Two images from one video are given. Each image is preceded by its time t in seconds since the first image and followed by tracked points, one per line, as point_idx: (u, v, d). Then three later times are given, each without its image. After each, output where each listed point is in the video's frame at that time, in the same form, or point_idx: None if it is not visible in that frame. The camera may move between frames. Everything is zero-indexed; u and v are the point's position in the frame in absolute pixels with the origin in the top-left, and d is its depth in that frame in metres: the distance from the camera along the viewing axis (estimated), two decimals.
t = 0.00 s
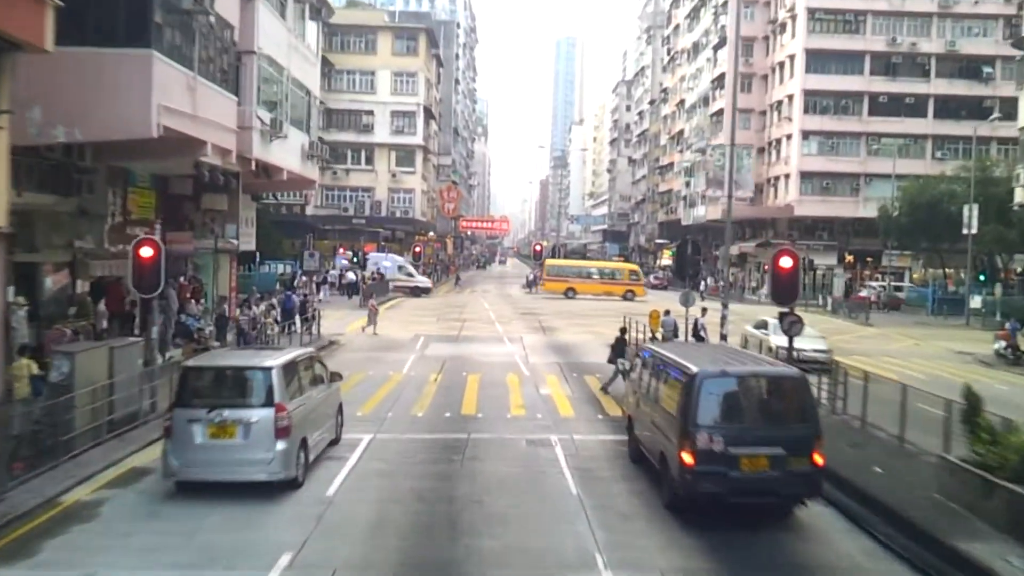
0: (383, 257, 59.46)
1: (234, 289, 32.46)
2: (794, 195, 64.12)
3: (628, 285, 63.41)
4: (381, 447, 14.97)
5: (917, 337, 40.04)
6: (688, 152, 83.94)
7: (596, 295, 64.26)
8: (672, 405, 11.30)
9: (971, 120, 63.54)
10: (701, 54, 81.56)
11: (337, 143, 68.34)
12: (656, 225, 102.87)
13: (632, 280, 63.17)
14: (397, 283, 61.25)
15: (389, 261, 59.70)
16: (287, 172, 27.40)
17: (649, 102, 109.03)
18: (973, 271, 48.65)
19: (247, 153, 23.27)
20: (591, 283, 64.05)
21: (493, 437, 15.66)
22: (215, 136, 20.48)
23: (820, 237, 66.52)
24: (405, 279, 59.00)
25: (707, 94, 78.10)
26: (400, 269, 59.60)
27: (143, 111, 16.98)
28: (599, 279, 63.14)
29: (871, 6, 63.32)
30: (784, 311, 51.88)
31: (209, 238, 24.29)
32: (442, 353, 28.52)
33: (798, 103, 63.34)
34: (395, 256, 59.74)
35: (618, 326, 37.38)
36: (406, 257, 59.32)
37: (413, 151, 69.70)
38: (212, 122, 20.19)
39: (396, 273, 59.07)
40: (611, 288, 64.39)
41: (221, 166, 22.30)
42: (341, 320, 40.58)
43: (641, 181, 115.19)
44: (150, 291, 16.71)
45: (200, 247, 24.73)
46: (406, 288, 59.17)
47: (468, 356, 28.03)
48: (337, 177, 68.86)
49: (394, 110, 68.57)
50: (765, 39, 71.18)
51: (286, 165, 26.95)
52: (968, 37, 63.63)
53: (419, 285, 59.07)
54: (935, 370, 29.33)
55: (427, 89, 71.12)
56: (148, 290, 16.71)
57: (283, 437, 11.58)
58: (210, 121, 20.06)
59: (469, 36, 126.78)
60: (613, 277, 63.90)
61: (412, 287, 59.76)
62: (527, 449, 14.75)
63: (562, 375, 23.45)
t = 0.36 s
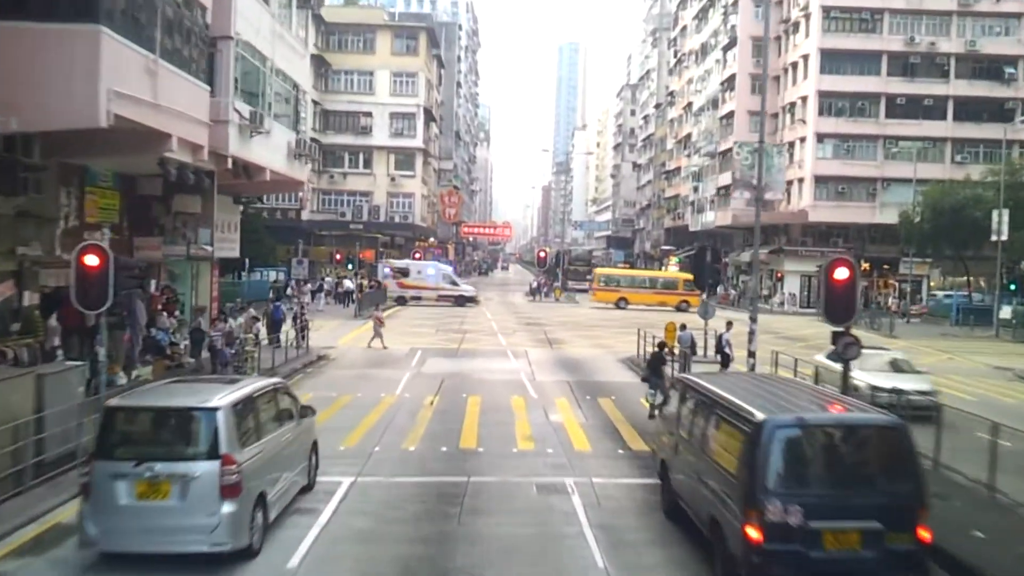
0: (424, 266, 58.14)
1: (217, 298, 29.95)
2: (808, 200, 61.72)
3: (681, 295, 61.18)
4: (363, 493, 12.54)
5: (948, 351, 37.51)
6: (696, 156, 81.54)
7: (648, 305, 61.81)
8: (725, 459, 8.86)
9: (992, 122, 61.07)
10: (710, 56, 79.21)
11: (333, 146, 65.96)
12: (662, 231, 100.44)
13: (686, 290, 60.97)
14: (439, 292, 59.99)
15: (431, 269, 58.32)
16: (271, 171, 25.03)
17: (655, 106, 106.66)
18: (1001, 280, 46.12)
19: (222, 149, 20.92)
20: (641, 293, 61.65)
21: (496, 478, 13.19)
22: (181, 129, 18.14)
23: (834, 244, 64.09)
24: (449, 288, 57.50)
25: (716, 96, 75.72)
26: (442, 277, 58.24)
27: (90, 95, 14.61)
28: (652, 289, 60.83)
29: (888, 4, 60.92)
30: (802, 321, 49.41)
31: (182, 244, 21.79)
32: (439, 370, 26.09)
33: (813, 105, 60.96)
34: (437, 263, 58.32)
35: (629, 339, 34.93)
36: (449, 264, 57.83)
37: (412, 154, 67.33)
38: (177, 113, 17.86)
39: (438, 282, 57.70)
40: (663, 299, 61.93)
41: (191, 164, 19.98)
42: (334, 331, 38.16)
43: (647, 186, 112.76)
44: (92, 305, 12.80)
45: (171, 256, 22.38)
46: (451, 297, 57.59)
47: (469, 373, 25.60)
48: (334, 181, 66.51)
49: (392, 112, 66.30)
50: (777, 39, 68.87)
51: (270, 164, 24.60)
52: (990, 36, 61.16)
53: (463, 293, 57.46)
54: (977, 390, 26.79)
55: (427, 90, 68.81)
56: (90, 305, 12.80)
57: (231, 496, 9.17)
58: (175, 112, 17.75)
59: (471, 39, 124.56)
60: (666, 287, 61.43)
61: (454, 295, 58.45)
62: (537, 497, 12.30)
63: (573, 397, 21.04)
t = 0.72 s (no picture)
0: (466, 265, 57.37)
1: (199, 298, 27.79)
2: (822, 194, 59.61)
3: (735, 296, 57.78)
4: (341, 536, 10.39)
5: (977, 352, 35.44)
6: (704, 150, 79.49)
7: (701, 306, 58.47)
8: (797, 512, 6.73)
9: (1012, 113, 58.91)
10: (717, 47, 77.15)
11: (329, 140, 64.17)
12: (668, 227, 98.46)
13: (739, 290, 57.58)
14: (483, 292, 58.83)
15: (473, 268, 57.67)
16: (252, 160, 22.96)
17: (661, 100, 104.58)
18: None
19: (194, 135, 18.84)
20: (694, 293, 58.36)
21: (501, 517, 11.05)
22: (142, 108, 16.03)
23: (848, 240, 61.99)
24: (493, 287, 56.75)
25: (724, 87, 73.62)
26: (485, 277, 57.48)
27: (27, 64, 12.55)
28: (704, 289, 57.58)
29: None
30: (819, 320, 47.40)
31: (152, 241, 19.55)
32: (437, 377, 24.00)
33: (826, 96, 58.87)
34: (480, 262, 57.56)
35: (641, 340, 32.84)
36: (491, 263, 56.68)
37: (412, 148, 65.32)
38: (138, 93, 15.81)
39: (482, 282, 56.91)
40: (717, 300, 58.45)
41: (157, 150, 17.83)
42: (328, 333, 36.17)
43: (652, 182, 110.70)
44: (31, 313, 10.11)
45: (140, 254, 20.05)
46: (494, 297, 56.96)
47: (469, 380, 23.54)
48: (331, 176, 64.54)
49: (391, 104, 64.41)
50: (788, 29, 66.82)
51: (251, 152, 22.54)
52: (1010, 23, 58.95)
53: (506, 292, 56.78)
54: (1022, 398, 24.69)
55: (427, 82, 66.81)
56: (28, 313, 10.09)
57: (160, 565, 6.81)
58: (134, 88, 15.63)
59: (472, 33, 122.50)
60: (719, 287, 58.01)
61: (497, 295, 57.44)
62: (552, 543, 10.09)
63: (586, 410, 18.85)
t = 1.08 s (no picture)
0: (517, 268, 53.66)
1: (178, 305, 25.80)
2: (834, 195, 57.52)
3: (795, 301, 54.13)
4: None
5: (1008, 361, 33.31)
6: (711, 150, 77.45)
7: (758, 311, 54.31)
8: None
9: None
10: (724, 44, 75.14)
11: (326, 139, 62.33)
12: (673, 230, 96.38)
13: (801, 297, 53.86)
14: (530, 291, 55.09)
15: (523, 272, 53.93)
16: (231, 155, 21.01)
17: (665, 100, 102.53)
18: None
19: (161, 125, 16.88)
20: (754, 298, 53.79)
21: None
22: (95, 92, 14.14)
23: (861, 242, 59.91)
24: (543, 293, 53.29)
25: (732, 85, 71.58)
26: (536, 282, 53.73)
27: None
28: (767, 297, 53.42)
29: None
30: (834, 325, 45.32)
31: (116, 241, 17.50)
32: (434, 391, 21.98)
33: (838, 93, 56.82)
34: (530, 265, 53.84)
35: (651, 349, 30.80)
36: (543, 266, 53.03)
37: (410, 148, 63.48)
38: (88, 74, 13.91)
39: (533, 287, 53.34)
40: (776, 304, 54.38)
41: (118, 141, 15.92)
42: (320, 340, 34.20)
43: (656, 183, 108.67)
44: None
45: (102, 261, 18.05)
46: (544, 303, 53.49)
47: (468, 394, 21.59)
48: (327, 176, 62.60)
49: (389, 102, 62.62)
50: (798, 25, 64.75)
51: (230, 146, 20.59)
52: None
53: (558, 297, 53.76)
54: None
55: (425, 79, 64.74)
56: None
57: None
58: (83, 68, 13.74)
59: (473, 33, 120.59)
60: (781, 293, 53.93)
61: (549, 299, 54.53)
62: None
63: (598, 430, 16.92)
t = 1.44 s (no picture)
0: (570, 262, 52.56)
1: (158, 293, 24.04)
2: (850, 188, 55.51)
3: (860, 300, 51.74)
4: None
5: None
6: (720, 142, 75.55)
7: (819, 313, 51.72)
8: None
9: None
10: (735, 33, 73.20)
11: (324, 124, 60.55)
12: (679, 223, 94.59)
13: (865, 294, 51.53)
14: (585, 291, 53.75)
15: (576, 266, 52.79)
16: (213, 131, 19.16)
17: (673, 90, 100.52)
18: None
19: (129, 92, 15.05)
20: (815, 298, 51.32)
21: None
22: (43, 51, 12.32)
23: (876, 237, 58.05)
24: (598, 287, 51.91)
25: (743, 75, 69.63)
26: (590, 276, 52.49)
27: None
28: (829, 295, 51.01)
29: None
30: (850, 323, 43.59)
31: (78, 223, 15.32)
32: (431, 391, 20.22)
33: (856, 82, 54.81)
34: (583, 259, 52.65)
35: (662, 347, 29.06)
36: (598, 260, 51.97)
37: (411, 135, 61.76)
38: (38, 29, 12.15)
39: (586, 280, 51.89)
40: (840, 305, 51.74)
41: (78, 110, 14.16)
42: (313, 333, 32.39)
43: (662, 176, 106.81)
44: None
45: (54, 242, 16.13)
46: (599, 299, 52.08)
47: (469, 395, 19.82)
48: (325, 163, 60.86)
49: (390, 88, 60.87)
50: (814, 12, 62.69)
51: (210, 121, 18.74)
52: None
53: (612, 292, 52.37)
54: None
55: (427, 64, 62.80)
56: None
57: None
58: (27, 21, 11.89)
59: (477, 20, 118.59)
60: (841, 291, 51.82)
61: (603, 296, 52.93)
62: None
63: (614, 442, 15.16)
